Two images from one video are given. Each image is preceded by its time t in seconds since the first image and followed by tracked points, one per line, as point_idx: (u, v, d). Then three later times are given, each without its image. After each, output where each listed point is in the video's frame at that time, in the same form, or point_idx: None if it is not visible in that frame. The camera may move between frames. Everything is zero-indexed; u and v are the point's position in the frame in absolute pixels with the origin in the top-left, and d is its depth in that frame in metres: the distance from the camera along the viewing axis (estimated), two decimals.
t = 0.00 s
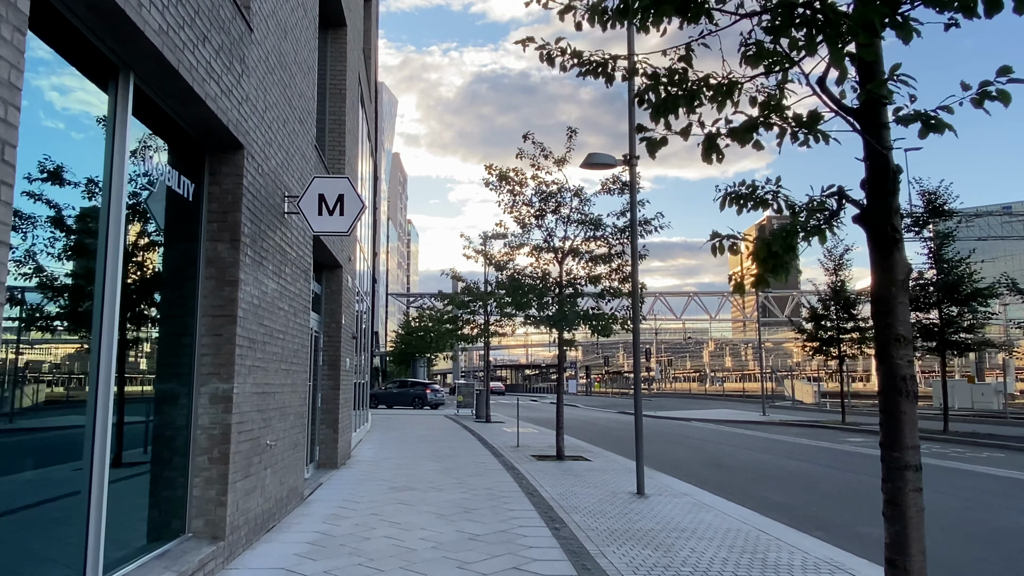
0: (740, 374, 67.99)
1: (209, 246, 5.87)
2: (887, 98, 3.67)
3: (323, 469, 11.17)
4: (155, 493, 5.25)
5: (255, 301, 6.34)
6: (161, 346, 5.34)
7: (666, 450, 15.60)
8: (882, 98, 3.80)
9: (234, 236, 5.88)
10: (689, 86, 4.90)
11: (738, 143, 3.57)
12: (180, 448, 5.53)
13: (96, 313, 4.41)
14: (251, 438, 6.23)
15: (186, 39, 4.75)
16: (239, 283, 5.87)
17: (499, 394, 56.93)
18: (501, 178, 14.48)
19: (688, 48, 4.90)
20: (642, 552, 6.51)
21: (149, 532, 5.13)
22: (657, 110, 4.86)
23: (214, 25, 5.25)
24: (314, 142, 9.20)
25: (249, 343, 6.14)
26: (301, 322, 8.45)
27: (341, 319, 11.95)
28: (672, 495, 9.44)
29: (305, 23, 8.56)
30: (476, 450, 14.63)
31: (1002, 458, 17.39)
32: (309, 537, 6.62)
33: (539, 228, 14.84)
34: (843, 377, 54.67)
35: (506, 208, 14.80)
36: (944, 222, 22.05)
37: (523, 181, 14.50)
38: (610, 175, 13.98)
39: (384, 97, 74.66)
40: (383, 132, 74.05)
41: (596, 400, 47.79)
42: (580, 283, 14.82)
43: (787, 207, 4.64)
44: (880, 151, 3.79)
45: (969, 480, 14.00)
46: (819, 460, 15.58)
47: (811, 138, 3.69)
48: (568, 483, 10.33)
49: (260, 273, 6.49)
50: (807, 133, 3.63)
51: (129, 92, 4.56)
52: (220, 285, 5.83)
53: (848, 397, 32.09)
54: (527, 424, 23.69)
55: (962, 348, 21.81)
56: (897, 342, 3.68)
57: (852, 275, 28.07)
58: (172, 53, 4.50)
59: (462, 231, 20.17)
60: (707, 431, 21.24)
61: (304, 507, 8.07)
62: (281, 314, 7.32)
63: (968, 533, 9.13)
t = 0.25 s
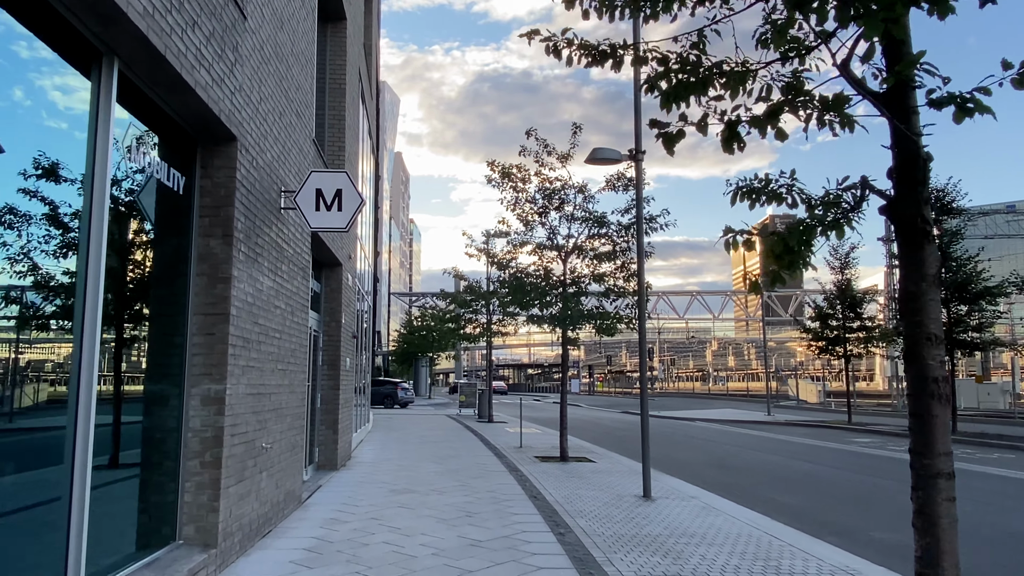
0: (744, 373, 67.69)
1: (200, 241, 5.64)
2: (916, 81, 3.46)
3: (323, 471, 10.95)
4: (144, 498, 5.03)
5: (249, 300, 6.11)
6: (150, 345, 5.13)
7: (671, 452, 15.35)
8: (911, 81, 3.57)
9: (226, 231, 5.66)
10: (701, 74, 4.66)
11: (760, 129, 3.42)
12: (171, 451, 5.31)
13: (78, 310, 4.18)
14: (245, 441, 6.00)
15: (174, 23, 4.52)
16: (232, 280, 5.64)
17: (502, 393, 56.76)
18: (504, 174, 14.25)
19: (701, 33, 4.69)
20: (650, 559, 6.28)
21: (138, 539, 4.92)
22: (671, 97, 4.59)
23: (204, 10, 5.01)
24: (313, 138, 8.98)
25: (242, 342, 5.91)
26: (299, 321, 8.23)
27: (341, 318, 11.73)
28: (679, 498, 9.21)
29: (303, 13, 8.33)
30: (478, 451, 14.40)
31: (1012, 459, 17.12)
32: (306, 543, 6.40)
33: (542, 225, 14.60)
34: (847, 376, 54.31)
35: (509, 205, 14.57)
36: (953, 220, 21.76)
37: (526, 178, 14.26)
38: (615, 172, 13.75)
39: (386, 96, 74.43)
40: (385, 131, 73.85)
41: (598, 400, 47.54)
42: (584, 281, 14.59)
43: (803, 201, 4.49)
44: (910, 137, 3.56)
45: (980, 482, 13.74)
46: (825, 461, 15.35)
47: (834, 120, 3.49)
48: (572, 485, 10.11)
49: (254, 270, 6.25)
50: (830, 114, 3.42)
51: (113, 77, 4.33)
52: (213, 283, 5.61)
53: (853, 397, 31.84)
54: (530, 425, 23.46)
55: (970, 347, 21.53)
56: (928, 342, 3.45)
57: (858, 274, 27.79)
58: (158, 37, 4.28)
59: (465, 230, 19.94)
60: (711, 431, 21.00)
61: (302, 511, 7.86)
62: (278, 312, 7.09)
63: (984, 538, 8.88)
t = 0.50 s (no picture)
0: (748, 373, 67.43)
1: (191, 233, 5.42)
2: (946, 55, 3.24)
3: (322, 471, 10.74)
4: (131, 500, 4.82)
5: (243, 294, 5.89)
6: (138, 341, 4.93)
7: (676, 451, 15.11)
8: (942, 54, 3.37)
9: (218, 222, 5.44)
10: (712, 58, 4.39)
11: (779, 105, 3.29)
12: (159, 451, 5.10)
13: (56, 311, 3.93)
14: (238, 440, 5.78)
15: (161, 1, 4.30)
16: (223, 273, 5.43)
17: (504, 392, 56.96)
18: (506, 169, 14.01)
19: (713, 13, 4.48)
20: (659, 563, 6.06)
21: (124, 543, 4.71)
22: (675, 87, 4.35)
23: None
24: (311, 129, 8.76)
25: (235, 338, 5.69)
26: (296, 318, 8.01)
27: (341, 315, 11.50)
28: (687, 499, 8.98)
29: None
30: (480, 450, 14.18)
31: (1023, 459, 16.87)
32: (302, 547, 6.18)
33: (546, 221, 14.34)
34: (852, 375, 54.05)
35: (512, 200, 14.33)
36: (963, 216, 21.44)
37: (529, 172, 14.02)
38: (619, 166, 13.50)
39: (387, 94, 74.19)
40: (387, 130, 73.59)
41: (601, 399, 47.33)
42: (588, 278, 14.34)
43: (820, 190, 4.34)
44: (940, 116, 3.34)
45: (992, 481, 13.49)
46: (833, 460, 15.09)
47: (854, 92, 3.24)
48: (577, 485, 9.88)
49: (248, 264, 6.03)
50: (858, 87, 3.19)
51: (94, 58, 4.10)
52: (204, 276, 5.39)
53: (859, 395, 31.56)
54: (533, 423, 23.23)
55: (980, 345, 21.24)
56: (960, 334, 3.23)
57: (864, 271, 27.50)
58: (144, 16, 4.07)
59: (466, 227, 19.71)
60: (716, 431, 20.74)
61: (299, 513, 7.64)
62: (273, 309, 6.87)
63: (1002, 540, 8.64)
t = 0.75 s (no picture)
0: (751, 371, 67.09)
1: (179, 225, 5.19)
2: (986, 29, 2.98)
3: (320, 471, 10.51)
4: (115, 505, 4.60)
5: (234, 290, 5.65)
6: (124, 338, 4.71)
7: (681, 451, 14.86)
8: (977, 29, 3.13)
9: (207, 214, 5.21)
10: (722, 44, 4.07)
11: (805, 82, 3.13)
12: (145, 453, 4.87)
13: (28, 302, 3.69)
14: (229, 442, 5.55)
15: None
16: (212, 267, 5.19)
17: (506, 390, 56.73)
18: (509, 164, 13.76)
19: None
20: (668, 570, 5.80)
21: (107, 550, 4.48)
22: (685, 72, 4.03)
23: None
24: (308, 121, 8.52)
25: (226, 335, 5.46)
26: (293, 316, 7.77)
27: (339, 312, 11.26)
28: (694, 502, 8.73)
29: None
30: (482, 450, 13.94)
31: None
32: (296, 552, 5.95)
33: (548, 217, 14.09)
34: (856, 374, 53.69)
35: (514, 196, 14.08)
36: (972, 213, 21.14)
37: (532, 168, 13.76)
38: (623, 161, 13.24)
39: (389, 92, 73.97)
40: (389, 127, 73.33)
41: (604, 398, 47.12)
42: (592, 275, 14.09)
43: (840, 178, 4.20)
44: (978, 95, 3.08)
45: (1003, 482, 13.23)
46: (841, 460, 14.82)
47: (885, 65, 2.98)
48: (581, 487, 9.64)
49: (240, 258, 5.79)
50: (890, 62, 2.95)
51: (72, 37, 3.87)
52: (192, 270, 5.15)
53: (864, 394, 31.24)
54: (535, 423, 22.97)
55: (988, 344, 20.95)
56: (999, 331, 2.97)
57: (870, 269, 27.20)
58: None
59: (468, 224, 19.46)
60: (721, 430, 20.48)
61: (295, 516, 7.40)
62: (267, 306, 6.63)
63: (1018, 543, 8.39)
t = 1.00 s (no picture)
0: (755, 370, 66.73)
1: (166, 214, 4.96)
2: None
3: (319, 471, 10.27)
4: (98, 508, 4.37)
5: (225, 283, 5.42)
6: (108, 332, 4.49)
7: (687, 450, 14.60)
8: None
9: (196, 203, 4.98)
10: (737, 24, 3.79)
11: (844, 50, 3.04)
12: (131, 455, 4.64)
13: None
14: (221, 442, 5.32)
15: None
16: (201, 259, 4.95)
17: (508, 388, 56.50)
18: (511, 158, 13.49)
19: None
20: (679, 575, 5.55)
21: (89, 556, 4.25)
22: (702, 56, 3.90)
23: None
24: (305, 112, 8.28)
25: (217, 330, 5.22)
26: (291, 311, 7.55)
27: (339, 309, 11.01)
28: (702, 503, 8.49)
29: None
30: (484, 450, 13.69)
31: None
32: (291, 556, 5.71)
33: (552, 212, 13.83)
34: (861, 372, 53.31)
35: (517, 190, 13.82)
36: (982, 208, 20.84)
37: (535, 162, 13.49)
38: (628, 154, 12.98)
39: (390, 91, 73.79)
40: (391, 125, 73.04)
41: (607, 395, 46.82)
42: (597, 271, 13.84)
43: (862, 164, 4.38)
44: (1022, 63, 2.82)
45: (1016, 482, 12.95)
46: (850, 459, 14.56)
47: (923, 29, 2.73)
48: (586, 487, 9.39)
49: (232, 251, 5.55)
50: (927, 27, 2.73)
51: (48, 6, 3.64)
52: (181, 262, 4.92)
53: (871, 393, 30.91)
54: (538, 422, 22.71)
55: (998, 341, 20.65)
56: None
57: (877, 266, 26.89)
58: None
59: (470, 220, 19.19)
60: (726, 429, 20.22)
61: (292, 517, 7.16)
62: (262, 300, 6.39)
63: None
